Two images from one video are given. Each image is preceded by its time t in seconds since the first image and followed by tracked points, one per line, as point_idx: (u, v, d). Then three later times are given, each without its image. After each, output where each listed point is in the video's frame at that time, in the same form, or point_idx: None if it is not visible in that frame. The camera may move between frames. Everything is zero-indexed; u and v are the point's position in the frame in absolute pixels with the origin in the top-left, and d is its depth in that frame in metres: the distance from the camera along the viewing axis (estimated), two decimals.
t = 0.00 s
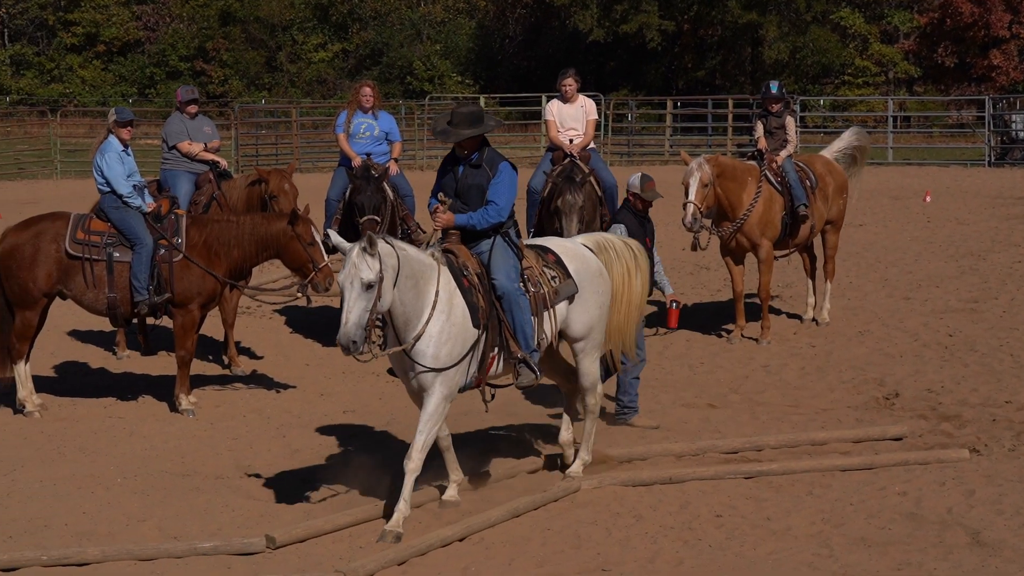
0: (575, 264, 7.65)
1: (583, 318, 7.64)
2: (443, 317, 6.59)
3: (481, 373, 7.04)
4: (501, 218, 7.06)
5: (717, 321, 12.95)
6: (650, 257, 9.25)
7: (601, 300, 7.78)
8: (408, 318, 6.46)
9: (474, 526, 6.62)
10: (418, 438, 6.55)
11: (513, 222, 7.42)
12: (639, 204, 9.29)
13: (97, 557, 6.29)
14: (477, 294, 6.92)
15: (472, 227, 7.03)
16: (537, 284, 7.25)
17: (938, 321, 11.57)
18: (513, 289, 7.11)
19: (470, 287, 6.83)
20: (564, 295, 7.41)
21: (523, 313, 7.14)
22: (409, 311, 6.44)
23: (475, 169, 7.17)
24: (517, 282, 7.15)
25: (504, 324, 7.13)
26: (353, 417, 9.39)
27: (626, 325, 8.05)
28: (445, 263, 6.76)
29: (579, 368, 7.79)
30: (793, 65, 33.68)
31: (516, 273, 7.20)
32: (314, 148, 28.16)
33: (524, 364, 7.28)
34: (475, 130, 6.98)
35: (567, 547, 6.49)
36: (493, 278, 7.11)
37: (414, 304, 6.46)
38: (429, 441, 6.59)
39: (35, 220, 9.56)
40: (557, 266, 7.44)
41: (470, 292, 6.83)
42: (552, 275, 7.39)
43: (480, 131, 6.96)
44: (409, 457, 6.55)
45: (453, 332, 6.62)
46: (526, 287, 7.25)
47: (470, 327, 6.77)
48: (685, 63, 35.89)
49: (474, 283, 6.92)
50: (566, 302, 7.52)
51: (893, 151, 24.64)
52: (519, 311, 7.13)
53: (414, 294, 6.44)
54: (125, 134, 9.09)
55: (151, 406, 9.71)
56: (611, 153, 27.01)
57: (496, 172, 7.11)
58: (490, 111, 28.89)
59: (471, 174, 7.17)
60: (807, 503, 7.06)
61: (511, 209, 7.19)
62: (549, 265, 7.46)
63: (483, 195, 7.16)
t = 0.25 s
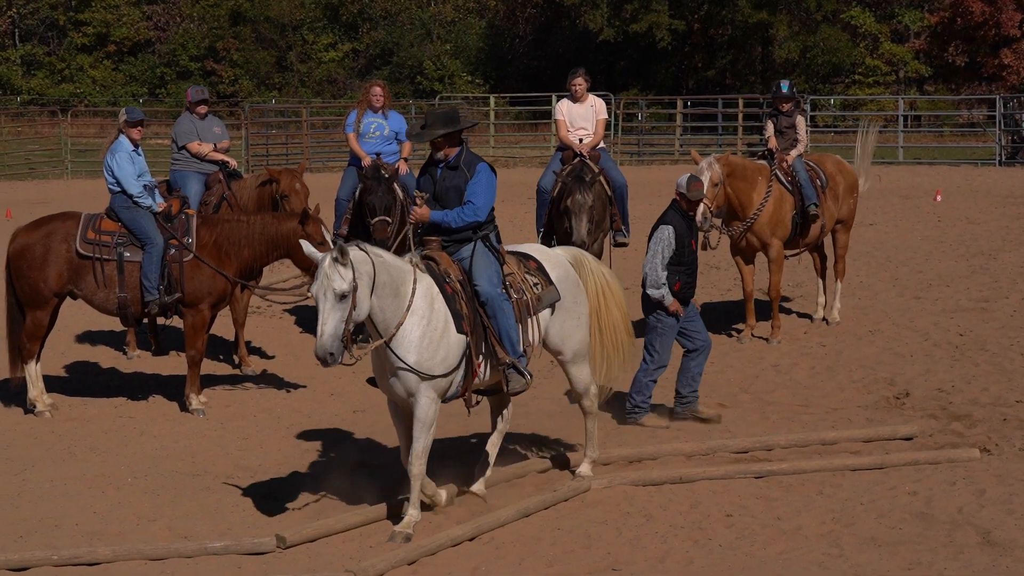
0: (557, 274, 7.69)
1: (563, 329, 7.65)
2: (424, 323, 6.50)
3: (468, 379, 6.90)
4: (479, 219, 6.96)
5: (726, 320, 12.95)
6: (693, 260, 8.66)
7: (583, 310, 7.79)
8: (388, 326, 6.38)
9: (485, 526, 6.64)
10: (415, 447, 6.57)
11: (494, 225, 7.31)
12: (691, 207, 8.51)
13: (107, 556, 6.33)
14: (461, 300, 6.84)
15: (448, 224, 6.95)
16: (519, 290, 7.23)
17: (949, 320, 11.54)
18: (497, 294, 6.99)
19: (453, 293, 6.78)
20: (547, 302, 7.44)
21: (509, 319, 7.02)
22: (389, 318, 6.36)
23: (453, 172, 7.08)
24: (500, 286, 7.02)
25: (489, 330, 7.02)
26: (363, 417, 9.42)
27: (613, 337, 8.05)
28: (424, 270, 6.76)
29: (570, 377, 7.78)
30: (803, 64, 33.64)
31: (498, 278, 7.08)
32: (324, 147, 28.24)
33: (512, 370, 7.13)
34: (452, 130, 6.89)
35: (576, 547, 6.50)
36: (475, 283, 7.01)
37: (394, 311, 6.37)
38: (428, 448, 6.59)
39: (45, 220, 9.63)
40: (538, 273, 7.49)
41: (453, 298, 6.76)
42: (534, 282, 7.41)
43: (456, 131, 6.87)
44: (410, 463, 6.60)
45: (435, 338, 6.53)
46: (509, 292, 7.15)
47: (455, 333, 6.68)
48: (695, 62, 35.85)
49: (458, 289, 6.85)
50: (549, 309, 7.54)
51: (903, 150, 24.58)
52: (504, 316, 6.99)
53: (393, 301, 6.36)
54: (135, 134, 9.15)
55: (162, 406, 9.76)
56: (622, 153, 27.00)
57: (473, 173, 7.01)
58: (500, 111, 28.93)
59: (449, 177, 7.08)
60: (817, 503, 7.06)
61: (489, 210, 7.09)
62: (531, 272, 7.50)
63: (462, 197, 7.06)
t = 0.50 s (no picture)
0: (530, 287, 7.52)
1: (540, 338, 7.52)
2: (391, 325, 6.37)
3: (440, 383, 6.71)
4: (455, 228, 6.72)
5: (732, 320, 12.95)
6: (745, 261, 8.66)
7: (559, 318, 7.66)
8: (355, 330, 6.25)
9: (490, 525, 6.65)
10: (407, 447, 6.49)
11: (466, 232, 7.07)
12: (745, 208, 8.59)
13: (112, 556, 6.34)
14: (434, 304, 6.67)
15: (425, 236, 6.69)
16: (492, 298, 7.05)
17: (955, 320, 11.52)
18: (470, 298, 6.78)
19: (428, 296, 6.62)
20: (518, 313, 7.28)
21: (482, 325, 6.80)
22: (354, 321, 6.23)
23: (426, 178, 6.77)
24: (474, 291, 6.83)
25: (462, 336, 6.80)
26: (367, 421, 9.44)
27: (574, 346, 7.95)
28: (398, 272, 6.61)
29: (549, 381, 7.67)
30: (808, 64, 33.64)
31: (473, 283, 6.88)
32: (329, 147, 28.28)
33: (482, 377, 6.92)
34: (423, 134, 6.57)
35: (582, 547, 6.51)
36: (449, 288, 6.78)
37: (360, 313, 6.25)
38: (420, 447, 6.53)
39: (50, 220, 9.66)
40: (509, 283, 7.33)
41: (426, 302, 6.61)
42: (506, 291, 7.24)
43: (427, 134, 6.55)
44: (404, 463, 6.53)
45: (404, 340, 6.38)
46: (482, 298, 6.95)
47: (428, 335, 6.56)
48: (701, 62, 35.84)
49: (433, 292, 6.68)
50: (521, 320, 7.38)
51: (908, 150, 24.56)
52: (477, 322, 6.78)
53: (357, 302, 6.24)
54: (141, 133, 9.21)
55: (167, 405, 9.78)
56: (627, 153, 27.00)
57: (448, 181, 6.75)
58: (505, 110, 28.95)
59: (422, 184, 6.77)
60: (822, 503, 7.06)
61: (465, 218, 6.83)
62: (503, 281, 7.34)
63: (437, 205, 6.76)
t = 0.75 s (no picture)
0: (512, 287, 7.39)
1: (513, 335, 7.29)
2: (360, 327, 6.18)
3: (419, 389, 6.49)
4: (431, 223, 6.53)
5: (743, 320, 12.96)
6: (797, 252, 8.63)
7: (535, 324, 7.52)
8: (322, 330, 6.10)
9: (501, 524, 6.67)
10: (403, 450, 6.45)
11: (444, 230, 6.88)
12: (785, 195, 8.46)
13: (124, 554, 6.37)
14: (409, 308, 6.46)
15: (399, 231, 6.49)
16: (470, 299, 6.82)
17: (966, 320, 11.49)
18: (446, 301, 6.54)
19: (402, 301, 6.42)
20: (499, 309, 7.07)
21: (459, 327, 6.57)
22: (320, 321, 6.09)
23: (402, 174, 6.63)
24: (450, 293, 6.58)
25: (439, 340, 6.57)
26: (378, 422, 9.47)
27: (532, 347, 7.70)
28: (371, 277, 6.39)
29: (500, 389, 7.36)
30: (820, 63, 33.58)
31: (449, 286, 6.63)
32: (341, 146, 28.34)
33: (458, 383, 6.68)
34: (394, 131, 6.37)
35: (593, 546, 6.52)
36: (423, 291, 6.55)
37: (327, 315, 6.10)
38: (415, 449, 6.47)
39: (63, 219, 9.71)
40: (489, 280, 7.13)
41: (400, 306, 6.40)
42: (484, 290, 7.03)
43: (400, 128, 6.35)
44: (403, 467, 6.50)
45: (376, 342, 6.18)
46: (459, 300, 6.71)
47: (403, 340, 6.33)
48: (712, 62, 35.77)
49: (407, 296, 6.47)
50: (500, 316, 7.16)
51: (920, 150, 24.49)
52: (452, 325, 6.54)
53: (325, 304, 6.09)
54: (153, 132, 9.24)
55: (178, 404, 9.84)
56: (638, 153, 26.97)
57: (423, 176, 6.59)
58: (517, 110, 28.96)
59: (399, 180, 6.63)
60: (834, 503, 7.06)
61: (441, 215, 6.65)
62: (482, 279, 7.13)
63: (411, 201, 6.63)
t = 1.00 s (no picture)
0: (495, 294, 7.14)
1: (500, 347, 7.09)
2: (322, 332, 6.15)
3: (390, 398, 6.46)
4: (410, 229, 6.43)
5: (760, 319, 12.95)
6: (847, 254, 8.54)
7: (522, 335, 7.28)
8: (281, 335, 6.10)
9: (517, 524, 6.70)
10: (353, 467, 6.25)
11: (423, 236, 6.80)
12: (836, 199, 8.33)
13: (141, 552, 6.42)
14: (380, 314, 6.41)
15: (379, 239, 6.41)
16: (447, 307, 6.73)
17: (984, 320, 11.44)
18: (417, 308, 6.50)
19: (372, 307, 6.36)
20: (478, 321, 6.90)
21: (431, 334, 6.54)
22: (277, 326, 6.09)
23: (381, 178, 6.56)
24: (421, 300, 6.53)
25: (409, 347, 6.53)
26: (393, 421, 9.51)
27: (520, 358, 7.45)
28: (342, 282, 6.36)
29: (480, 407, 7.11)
30: (836, 63, 33.46)
31: (422, 292, 6.59)
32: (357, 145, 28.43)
33: (430, 391, 6.63)
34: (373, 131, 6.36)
35: (609, 546, 6.54)
36: (397, 298, 6.51)
37: (287, 321, 6.09)
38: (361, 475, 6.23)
39: (81, 218, 9.82)
40: (470, 290, 6.96)
41: (371, 313, 6.35)
42: (465, 299, 6.89)
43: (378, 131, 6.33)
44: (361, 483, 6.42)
45: (339, 348, 6.14)
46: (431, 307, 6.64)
47: (371, 348, 6.26)
48: (729, 62, 35.71)
49: (378, 302, 6.41)
50: (482, 327, 6.99)
51: (937, 150, 24.37)
52: (424, 332, 6.50)
53: (283, 310, 6.09)
54: (170, 132, 9.37)
55: (195, 402, 9.91)
56: (654, 152, 26.93)
57: (401, 180, 6.51)
58: (533, 109, 28.97)
59: (377, 184, 6.56)
60: (850, 503, 7.05)
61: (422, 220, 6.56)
62: (464, 288, 6.98)
63: (389, 207, 6.54)
